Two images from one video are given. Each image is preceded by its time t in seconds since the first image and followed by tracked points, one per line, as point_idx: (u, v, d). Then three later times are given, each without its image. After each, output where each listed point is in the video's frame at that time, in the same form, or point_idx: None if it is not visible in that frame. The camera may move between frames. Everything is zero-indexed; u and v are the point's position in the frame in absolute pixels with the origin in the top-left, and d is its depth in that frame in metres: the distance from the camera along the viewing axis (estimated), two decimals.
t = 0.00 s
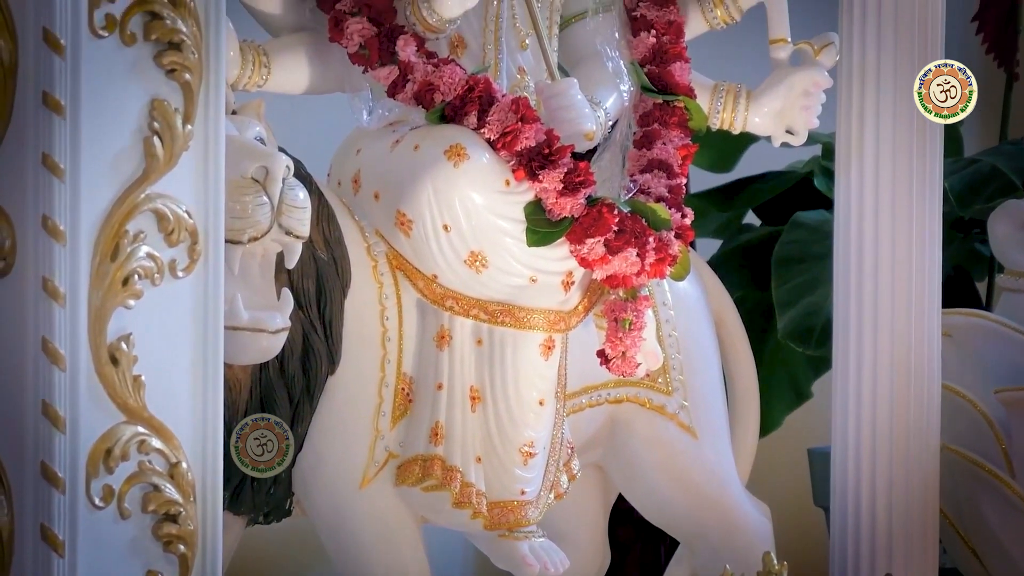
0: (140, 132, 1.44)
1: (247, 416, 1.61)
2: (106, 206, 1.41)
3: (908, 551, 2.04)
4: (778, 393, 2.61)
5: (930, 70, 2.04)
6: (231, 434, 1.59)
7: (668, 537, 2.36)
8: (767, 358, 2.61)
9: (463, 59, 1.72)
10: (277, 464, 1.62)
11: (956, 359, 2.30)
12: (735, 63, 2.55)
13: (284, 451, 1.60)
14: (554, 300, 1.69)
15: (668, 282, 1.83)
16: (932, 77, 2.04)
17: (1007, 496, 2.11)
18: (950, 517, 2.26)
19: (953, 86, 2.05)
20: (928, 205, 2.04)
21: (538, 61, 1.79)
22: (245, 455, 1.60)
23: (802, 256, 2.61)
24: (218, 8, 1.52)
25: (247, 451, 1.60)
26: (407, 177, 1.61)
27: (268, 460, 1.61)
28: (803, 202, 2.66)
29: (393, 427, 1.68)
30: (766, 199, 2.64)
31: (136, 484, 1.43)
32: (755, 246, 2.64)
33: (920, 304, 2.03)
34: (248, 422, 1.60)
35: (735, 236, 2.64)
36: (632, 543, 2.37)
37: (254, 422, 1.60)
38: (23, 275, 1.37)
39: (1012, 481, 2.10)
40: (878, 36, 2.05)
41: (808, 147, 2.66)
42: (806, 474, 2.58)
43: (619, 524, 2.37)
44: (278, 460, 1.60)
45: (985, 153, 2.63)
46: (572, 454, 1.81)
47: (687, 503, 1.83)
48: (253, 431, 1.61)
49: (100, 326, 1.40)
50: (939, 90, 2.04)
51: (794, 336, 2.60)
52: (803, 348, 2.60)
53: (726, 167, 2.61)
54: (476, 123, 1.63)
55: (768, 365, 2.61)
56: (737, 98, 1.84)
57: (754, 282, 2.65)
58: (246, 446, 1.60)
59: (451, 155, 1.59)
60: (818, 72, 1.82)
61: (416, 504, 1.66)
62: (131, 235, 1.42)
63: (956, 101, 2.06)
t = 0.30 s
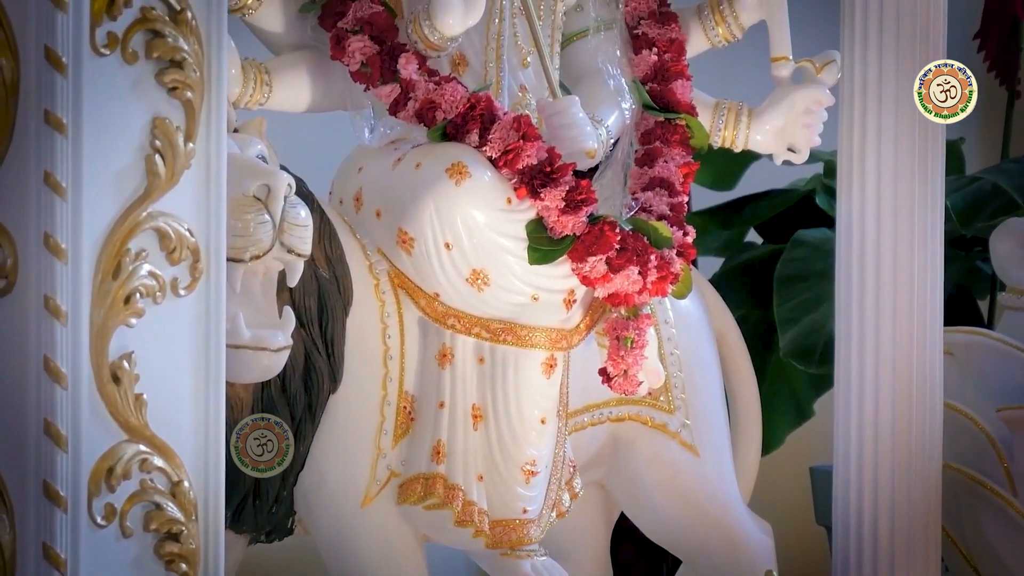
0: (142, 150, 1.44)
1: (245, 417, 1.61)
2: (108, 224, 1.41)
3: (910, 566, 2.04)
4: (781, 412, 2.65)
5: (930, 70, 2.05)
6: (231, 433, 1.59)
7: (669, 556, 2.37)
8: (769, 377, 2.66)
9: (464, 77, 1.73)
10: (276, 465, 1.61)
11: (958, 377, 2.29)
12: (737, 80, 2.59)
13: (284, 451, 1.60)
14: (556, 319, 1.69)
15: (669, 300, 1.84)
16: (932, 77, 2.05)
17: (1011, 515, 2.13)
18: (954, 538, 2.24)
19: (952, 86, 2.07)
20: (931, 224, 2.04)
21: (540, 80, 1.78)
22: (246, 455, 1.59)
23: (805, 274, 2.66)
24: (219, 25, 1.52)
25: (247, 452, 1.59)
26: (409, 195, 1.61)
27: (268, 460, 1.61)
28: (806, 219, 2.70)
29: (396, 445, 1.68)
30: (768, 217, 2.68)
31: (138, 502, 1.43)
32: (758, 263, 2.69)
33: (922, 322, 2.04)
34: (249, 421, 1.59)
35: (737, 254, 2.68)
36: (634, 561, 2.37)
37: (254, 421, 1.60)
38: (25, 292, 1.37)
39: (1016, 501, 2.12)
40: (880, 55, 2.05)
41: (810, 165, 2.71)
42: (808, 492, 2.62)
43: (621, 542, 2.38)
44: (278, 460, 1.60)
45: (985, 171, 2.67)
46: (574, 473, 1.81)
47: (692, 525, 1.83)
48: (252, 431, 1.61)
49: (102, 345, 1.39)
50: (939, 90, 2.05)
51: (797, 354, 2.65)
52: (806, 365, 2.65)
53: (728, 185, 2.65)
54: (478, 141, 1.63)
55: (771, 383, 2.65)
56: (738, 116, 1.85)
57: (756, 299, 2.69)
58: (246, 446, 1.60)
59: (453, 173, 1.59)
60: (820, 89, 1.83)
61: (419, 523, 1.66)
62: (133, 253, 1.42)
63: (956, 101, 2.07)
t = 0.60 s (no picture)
0: (143, 162, 1.43)
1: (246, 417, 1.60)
2: (109, 236, 1.40)
3: None
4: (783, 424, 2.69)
5: (930, 71, 2.05)
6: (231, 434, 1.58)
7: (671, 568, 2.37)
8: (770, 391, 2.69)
9: (466, 89, 1.73)
10: (276, 465, 1.60)
11: (959, 390, 2.29)
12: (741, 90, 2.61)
13: (285, 451, 1.59)
14: (557, 330, 1.69)
15: (671, 312, 1.83)
16: (932, 78, 2.05)
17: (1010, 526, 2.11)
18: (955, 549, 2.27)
19: (953, 87, 2.05)
20: (933, 238, 2.03)
21: (542, 93, 1.78)
22: (245, 454, 1.58)
23: (807, 286, 2.65)
24: (220, 36, 1.51)
25: (247, 451, 1.58)
26: (410, 208, 1.61)
27: (268, 460, 1.59)
28: (807, 231, 2.73)
29: (397, 458, 1.67)
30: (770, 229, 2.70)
31: (139, 515, 1.43)
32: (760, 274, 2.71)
33: (924, 334, 2.04)
34: (249, 421, 1.59)
35: (738, 267, 2.71)
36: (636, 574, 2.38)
37: (255, 421, 1.59)
38: (26, 304, 1.36)
39: (1017, 514, 2.10)
40: (880, 68, 2.06)
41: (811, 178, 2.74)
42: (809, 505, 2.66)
43: (624, 556, 2.38)
44: (278, 460, 1.59)
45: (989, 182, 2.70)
46: (575, 484, 1.81)
47: (697, 540, 1.84)
48: (252, 432, 1.60)
49: (102, 359, 1.39)
50: (939, 90, 2.05)
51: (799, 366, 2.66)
52: (809, 377, 2.67)
53: (730, 198, 2.67)
54: (479, 153, 1.63)
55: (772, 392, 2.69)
56: (740, 128, 1.85)
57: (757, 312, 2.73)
58: (246, 446, 1.59)
59: (454, 185, 1.59)
60: (821, 102, 1.83)
61: (420, 535, 1.66)
62: (134, 265, 1.41)
63: (957, 102, 2.06)
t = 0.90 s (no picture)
0: (145, 177, 1.41)
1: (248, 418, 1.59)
2: (111, 250, 1.38)
3: None
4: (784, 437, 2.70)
5: (930, 70, 2.04)
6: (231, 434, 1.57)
7: None
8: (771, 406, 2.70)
9: (467, 103, 1.74)
10: (277, 465, 1.59)
11: (961, 403, 2.29)
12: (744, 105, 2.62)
13: (285, 451, 1.58)
14: (558, 344, 1.69)
15: (672, 325, 1.84)
16: (932, 78, 2.04)
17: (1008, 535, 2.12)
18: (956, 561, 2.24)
19: (952, 86, 2.04)
20: (933, 252, 2.03)
21: (543, 106, 1.79)
22: (245, 454, 1.57)
23: (807, 300, 2.68)
24: (222, 50, 1.49)
25: (247, 451, 1.57)
26: (410, 222, 1.61)
27: (268, 460, 1.58)
28: (808, 244, 2.74)
29: (399, 471, 1.67)
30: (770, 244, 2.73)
31: (140, 528, 1.40)
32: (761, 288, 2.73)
33: (925, 346, 2.04)
34: (249, 421, 1.57)
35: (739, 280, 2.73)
36: None
37: (255, 421, 1.58)
38: (27, 318, 1.34)
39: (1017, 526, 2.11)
40: (882, 82, 2.07)
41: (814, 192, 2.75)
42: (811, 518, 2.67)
43: (626, 567, 2.38)
44: (278, 460, 1.58)
45: (992, 196, 2.70)
46: (576, 497, 1.81)
47: (698, 552, 1.84)
48: (253, 432, 1.59)
49: (104, 373, 1.37)
50: (939, 90, 2.04)
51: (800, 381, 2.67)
52: (810, 392, 2.67)
53: (730, 211, 2.71)
54: (481, 167, 1.63)
55: (771, 403, 2.70)
56: (742, 142, 1.86)
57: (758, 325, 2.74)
58: (246, 446, 1.58)
59: (456, 199, 1.59)
60: (822, 115, 1.85)
61: (422, 548, 1.66)
62: (136, 279, 1.39)
63: (956, 101, 2.05)
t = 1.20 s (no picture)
0: (148, 193, 1.33)
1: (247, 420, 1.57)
2: (115, 265, 1.31)
3: None
4: (788, 454, 2.80)
5: (930, 70, 2.04)
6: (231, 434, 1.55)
7: None
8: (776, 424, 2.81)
9: (471, 120, 1.76)
10: (277, 465, 1.57)
11: (965, 419, 2.30)
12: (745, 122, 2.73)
13: (285, 451, 1.56)
14: (562, 361, 1.69)
15: (676, 342, 1.84)
16: (932, 77, 2.04)
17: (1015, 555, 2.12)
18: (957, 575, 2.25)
19: (953, 86, 2.04)
20: (937, 267, 2.03)
21: (547, 122, 1.81)
22: (246, 455, 1.54)
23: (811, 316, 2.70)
24: (225, 68, 1.41)
25: (247, 451, 1.55)
26: (415, 239, 1.61)
27: (268, 460, 1.56)
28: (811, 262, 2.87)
29: (402, 488, 1.67)
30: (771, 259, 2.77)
31: (144, 545, 1.33)
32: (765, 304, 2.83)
33: (929, 362, 2.04)
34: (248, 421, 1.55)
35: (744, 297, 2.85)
36: None
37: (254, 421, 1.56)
38: (30, 331, 1.28)
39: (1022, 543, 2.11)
40: (886, 100, 2.07)
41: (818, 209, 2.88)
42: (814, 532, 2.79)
43: None
44: (279, 460, 1.56)
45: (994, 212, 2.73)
46: (580, 514, 1.82)
47: (698, 568, 1.83)
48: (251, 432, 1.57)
49: (106, 391, 1.30)
50: (939, 90, 2.04)
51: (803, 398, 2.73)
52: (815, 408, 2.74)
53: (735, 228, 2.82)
54: (484, 183, 1.63)
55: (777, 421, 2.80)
56: (745, 158, 1.89)
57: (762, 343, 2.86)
58: (246, 446, 1.55)
59: (459, 216, 1.59)
60: (827, 132, 1.86)
61: (425, 566, 1.65)
62: (140, 295, 1.32)
63: (956, 101, 2.04)
